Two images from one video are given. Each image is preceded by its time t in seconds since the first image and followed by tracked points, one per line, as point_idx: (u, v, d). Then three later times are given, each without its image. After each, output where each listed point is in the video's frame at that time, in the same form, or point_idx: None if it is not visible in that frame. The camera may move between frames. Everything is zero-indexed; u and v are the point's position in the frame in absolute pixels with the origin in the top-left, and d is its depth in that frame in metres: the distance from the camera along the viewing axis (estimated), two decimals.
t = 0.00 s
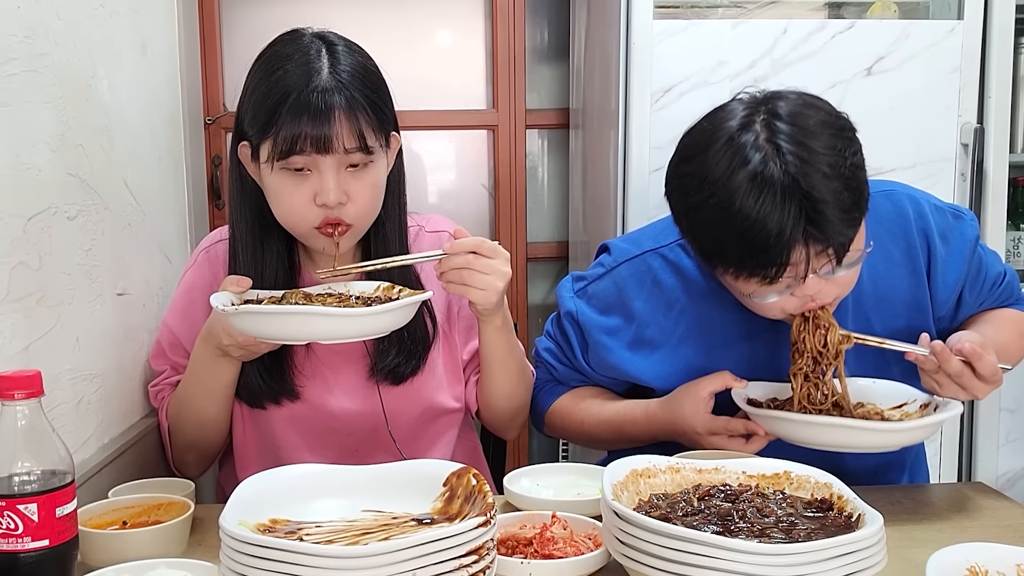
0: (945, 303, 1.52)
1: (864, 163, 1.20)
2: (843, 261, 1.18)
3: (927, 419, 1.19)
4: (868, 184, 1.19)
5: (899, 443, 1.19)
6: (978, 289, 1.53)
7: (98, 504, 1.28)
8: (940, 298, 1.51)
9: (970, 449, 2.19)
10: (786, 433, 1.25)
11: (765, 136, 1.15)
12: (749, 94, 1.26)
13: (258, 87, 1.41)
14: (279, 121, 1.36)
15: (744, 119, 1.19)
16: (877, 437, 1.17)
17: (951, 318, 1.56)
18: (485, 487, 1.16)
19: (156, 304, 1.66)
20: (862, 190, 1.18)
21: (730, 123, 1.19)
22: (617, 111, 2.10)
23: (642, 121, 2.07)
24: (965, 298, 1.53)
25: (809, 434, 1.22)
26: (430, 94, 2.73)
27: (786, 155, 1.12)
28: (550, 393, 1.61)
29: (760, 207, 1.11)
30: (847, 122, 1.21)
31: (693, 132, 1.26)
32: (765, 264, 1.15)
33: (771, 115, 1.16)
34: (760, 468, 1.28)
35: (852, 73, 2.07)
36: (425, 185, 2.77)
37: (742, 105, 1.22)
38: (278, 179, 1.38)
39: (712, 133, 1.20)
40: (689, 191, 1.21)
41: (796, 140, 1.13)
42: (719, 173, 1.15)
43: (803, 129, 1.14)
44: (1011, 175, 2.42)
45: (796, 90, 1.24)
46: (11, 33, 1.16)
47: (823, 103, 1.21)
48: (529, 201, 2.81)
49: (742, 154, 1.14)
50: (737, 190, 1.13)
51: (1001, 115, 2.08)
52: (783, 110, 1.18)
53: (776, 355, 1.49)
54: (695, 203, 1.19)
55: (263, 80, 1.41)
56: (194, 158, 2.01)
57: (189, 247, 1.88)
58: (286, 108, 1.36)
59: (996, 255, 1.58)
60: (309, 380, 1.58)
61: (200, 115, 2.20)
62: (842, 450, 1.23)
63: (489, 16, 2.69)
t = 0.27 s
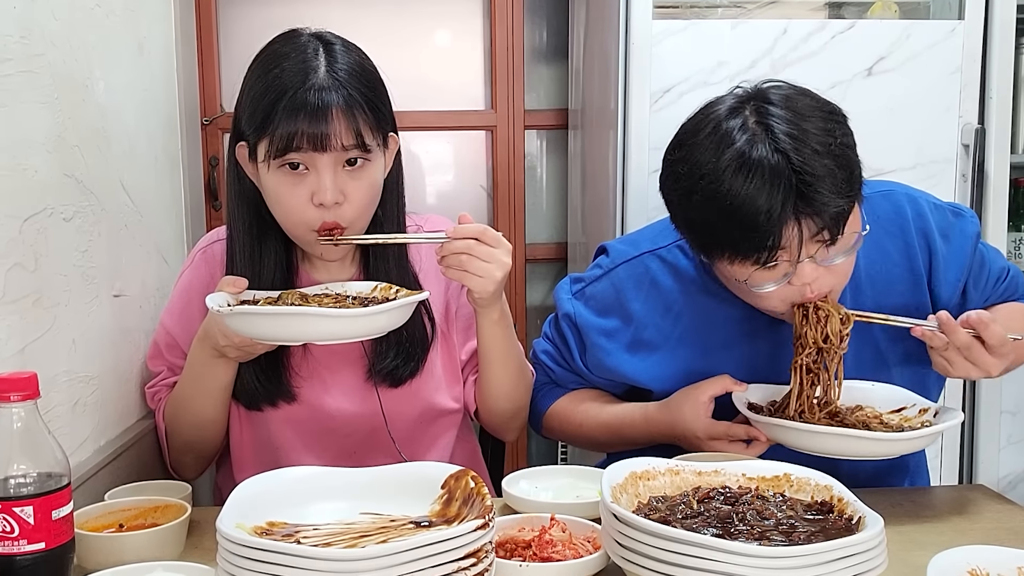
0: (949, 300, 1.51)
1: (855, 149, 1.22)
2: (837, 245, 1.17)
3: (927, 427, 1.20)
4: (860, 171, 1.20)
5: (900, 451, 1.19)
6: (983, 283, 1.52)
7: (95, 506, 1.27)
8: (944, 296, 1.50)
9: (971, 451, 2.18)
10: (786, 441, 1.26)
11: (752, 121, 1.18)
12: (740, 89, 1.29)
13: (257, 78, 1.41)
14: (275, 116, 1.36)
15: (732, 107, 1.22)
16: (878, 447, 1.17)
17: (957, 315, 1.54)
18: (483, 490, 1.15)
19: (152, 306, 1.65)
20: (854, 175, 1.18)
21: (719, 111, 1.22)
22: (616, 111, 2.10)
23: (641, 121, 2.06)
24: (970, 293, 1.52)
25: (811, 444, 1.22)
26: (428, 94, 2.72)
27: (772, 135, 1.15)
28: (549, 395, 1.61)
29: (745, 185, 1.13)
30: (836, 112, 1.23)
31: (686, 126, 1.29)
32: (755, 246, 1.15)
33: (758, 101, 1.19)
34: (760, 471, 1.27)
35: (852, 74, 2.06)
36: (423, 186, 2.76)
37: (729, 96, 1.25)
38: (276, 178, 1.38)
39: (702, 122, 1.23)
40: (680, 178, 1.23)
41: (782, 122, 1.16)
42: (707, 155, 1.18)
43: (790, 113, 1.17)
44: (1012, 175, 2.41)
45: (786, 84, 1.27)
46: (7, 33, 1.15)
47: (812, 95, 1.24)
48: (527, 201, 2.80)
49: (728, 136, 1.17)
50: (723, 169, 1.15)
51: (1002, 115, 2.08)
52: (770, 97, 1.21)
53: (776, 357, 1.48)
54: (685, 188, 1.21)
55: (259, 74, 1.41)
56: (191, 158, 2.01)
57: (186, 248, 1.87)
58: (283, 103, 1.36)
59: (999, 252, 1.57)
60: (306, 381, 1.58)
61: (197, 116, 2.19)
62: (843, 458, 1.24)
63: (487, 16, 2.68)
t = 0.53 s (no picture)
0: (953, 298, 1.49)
1: (839, 148, 1.19)
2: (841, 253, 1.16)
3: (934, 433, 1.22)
4: (848, 171, 1.17)
5: (907, 457, 1.21)
6: (987, 278, 1.51)
7: (91, 509, 1.26)
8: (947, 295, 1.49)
9: (973, 453, 2.17)
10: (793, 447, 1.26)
11: (732, 145, 1.13)
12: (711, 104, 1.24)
13: (249, 88, 1.40)
14: (272, 118, 1.35)
15: (709, 131, 1.17)
16: (887, 452, 1.19)
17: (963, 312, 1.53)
18: (482, 492, 1.15)
19: (149, 307, 1.64)
20: (843, 178, 1.16)
21: (696, 138, 1.17)
22: (615, 112, 2.09)
23: (641, 122, 2.05)
24: (974, 289, 1.51)
25: (819, 449, 1.23)
26: (427, 95, 2.71)
27: (756, 159, 1.10)
28: (548, 402, 1.59)
29: (741, 217, 1.10)
30: (813, 113, 1.19)
31: (664, 153, 1.23)
32: (760, 271, 1.14)
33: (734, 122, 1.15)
34: (759, 473, 1.27)
35: (852, 74, 2.05)
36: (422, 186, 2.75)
37: (703, 118, 1.20)
38: (274, 179, 1.37)
39: (681, 151, 1.18)
40: (670, 211, 1.19)
41: (762, 142, 1.12)
42: (694, 189, 1.14)
43: (769, 129, 1.13)
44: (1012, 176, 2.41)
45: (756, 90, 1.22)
46: (3, 32, 1.14)
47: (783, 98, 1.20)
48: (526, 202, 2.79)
49: (713, 167, 1.13)
50: (714, 202, 1.11)
51: (1003, 116, 2.07)
52: (744, 115, 1.16)
53: (777, 360, 1.48)
54: (679, 222, 1.17)
55: (256, 76, 1.40)
56: (188, 159, 2.00)
57: (183, 250, 1.87)
58: (280, 105, 1.35)
59: (1005, 247, 1.57)
60: (304, 381, 1.56)
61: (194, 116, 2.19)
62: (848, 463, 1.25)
63: (485, 16, 2.68)
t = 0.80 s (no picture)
0: (956, 306, 1.49)
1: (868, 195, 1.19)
2: (850, 299, 1.17)
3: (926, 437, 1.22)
4: (872, 219, 1.18)
5: (898, 461, 1.21)
6: (990, 288, 1.50)
7: (87, 511, 1.26)
8: (951, 302, 1.49)
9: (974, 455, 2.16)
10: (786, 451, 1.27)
11: (772, 175, 1.12)
12: (746, 125, 1.22)
13: (251, 84, 1.39)
14: (274, 112, 1.34)
15: (747, 156, 1.16)
16: (878, 454, 1.20)
17: (966, 321, 1.53)
18: (481, 495, 1.14)
19: (146, 309, 1.63)
20: (867, 225, 1.17)
21: (734, 160, 1.16)
22: (614, 112, 2.09)
23: (640, 122, 2.05)
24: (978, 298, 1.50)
25: (810, 453, 1.24)
26: (425, 95, 2.71)
27: (794, 196, 1.09)
28: (543, 406, 1.59)
29: (772, 251, 1.09)
30: (849, 152, 1.18)
31: (692, 167, 1.22)
32: (776, 307, 1.14)
33: (776, 151, 1.13)
34: (759, 476, 1.27)
35: (852, 74, 2.05)
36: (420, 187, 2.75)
37: (742, 138, 1.19)
38: (274, 173, 1.35)
39: (715, 172, 1.17)
40: (695, 232, 1.18)
41: (801, 180, 1.11)
42: (728, 215, 1.12)
43: (808, 166, 1.12)
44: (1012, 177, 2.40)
45: (795, 119, 1.21)
46: None
47: (823, 132, 1.19)
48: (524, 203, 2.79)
49: (752, 195, 1.11)
50: (748, 233, 1.10)
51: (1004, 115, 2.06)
52: (785, 145, 1.15)
53: (775, 362, 1.47)
54: (703, 244, 1.17)
55: (257, 70, 1.39)
56: (184, 160, 2.00)
57: (179, 251, 1.86)
58: (281, 101, 1.34)
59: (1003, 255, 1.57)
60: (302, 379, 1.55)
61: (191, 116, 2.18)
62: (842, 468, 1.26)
63: (483, 16, 2.67)
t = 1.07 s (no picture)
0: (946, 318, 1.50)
1: (880, 188, 1.18)
2: (857, 289, 1.15)
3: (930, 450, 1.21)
4: (883, 210, 1.17)
5: (901, 473, 1.21)
6: (979, 302, 1.51)
7: (84, 513, 1.25)
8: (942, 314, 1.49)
9: (975, 458, 2.15)
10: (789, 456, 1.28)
11: (784, 158, 1.12)
12: (762, 111, 1.23)
13: (252, 69, 1.39)
14: (275, 95, 1.35)
15: (760, 139, 1.16)
16: (877, 465, 1.19)
17: (953, 331, 1.53)
18: (479, 497, 1.13)
19: (143, 310, 1.63)
20: (877, 215, 1.16)
21: (747, 141, 1.16)
22: (613, 112, 2.08)
23: (639, 122, 2.04)
24: (966, 313, 1.51)
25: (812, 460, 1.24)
26: (423, 95, 2.70)
27: (804, 178, 1.10)
28: (544, 406, 1.58)
29: (779, 232, 1.08)
30: (863, 144, 1.18)
31: (705, 149, 1.22)
32: (780, 291, 1.13)
33: (789, 134, 1.14)
34: (760, 478, 1.25)
35: (853, 74, 2.04)
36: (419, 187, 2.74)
37: (757, 121, 1.19)
38: (275, 156, 1.36)
39: (728, 153, 1.17)
40: (703, 212, 1.18)
41: (814, 163, 1.11)
42: (736, 195, 1.12)
43: (822, 151, 1.12)
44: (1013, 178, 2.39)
45: (811, 108, 1.21)
46: None
47: (838, 123, 1.19)
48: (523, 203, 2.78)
49: (761, 176, 1.11)
50: (756, 213, 1.10)
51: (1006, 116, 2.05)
52: (800, 130, 1.15)
53: (775, 363, 1.47)
54: (711, 224, 1.16)
55: (258, 56, 1.40)
56: (181, 161, 1.99)
57: (177, 252, 1.85)
58: (281, 83, 1.35)
59: (998, 265, 1.57)
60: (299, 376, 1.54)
61: (188, 117, 2.17)
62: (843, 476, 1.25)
63: (482, 16, 2.66)
